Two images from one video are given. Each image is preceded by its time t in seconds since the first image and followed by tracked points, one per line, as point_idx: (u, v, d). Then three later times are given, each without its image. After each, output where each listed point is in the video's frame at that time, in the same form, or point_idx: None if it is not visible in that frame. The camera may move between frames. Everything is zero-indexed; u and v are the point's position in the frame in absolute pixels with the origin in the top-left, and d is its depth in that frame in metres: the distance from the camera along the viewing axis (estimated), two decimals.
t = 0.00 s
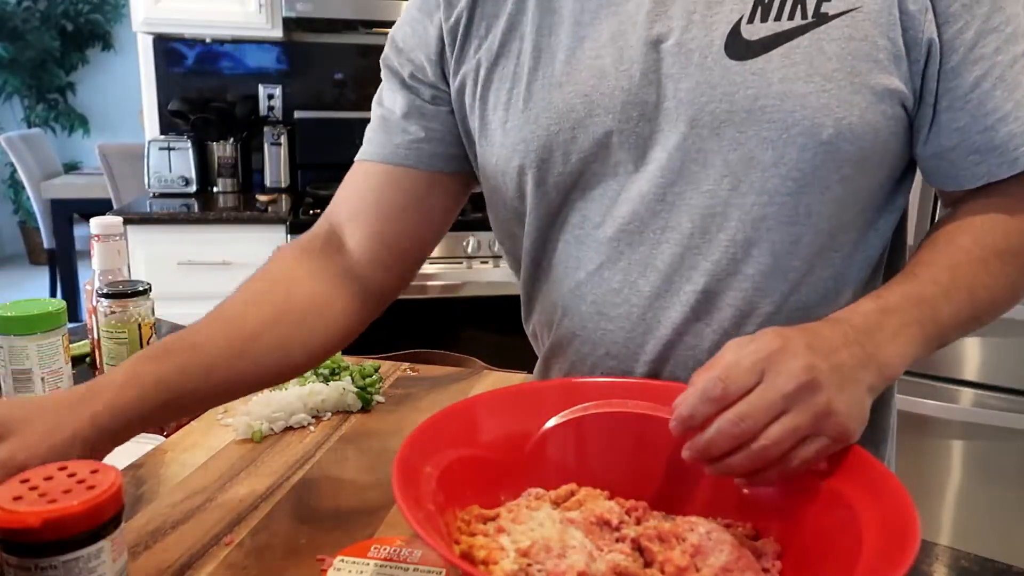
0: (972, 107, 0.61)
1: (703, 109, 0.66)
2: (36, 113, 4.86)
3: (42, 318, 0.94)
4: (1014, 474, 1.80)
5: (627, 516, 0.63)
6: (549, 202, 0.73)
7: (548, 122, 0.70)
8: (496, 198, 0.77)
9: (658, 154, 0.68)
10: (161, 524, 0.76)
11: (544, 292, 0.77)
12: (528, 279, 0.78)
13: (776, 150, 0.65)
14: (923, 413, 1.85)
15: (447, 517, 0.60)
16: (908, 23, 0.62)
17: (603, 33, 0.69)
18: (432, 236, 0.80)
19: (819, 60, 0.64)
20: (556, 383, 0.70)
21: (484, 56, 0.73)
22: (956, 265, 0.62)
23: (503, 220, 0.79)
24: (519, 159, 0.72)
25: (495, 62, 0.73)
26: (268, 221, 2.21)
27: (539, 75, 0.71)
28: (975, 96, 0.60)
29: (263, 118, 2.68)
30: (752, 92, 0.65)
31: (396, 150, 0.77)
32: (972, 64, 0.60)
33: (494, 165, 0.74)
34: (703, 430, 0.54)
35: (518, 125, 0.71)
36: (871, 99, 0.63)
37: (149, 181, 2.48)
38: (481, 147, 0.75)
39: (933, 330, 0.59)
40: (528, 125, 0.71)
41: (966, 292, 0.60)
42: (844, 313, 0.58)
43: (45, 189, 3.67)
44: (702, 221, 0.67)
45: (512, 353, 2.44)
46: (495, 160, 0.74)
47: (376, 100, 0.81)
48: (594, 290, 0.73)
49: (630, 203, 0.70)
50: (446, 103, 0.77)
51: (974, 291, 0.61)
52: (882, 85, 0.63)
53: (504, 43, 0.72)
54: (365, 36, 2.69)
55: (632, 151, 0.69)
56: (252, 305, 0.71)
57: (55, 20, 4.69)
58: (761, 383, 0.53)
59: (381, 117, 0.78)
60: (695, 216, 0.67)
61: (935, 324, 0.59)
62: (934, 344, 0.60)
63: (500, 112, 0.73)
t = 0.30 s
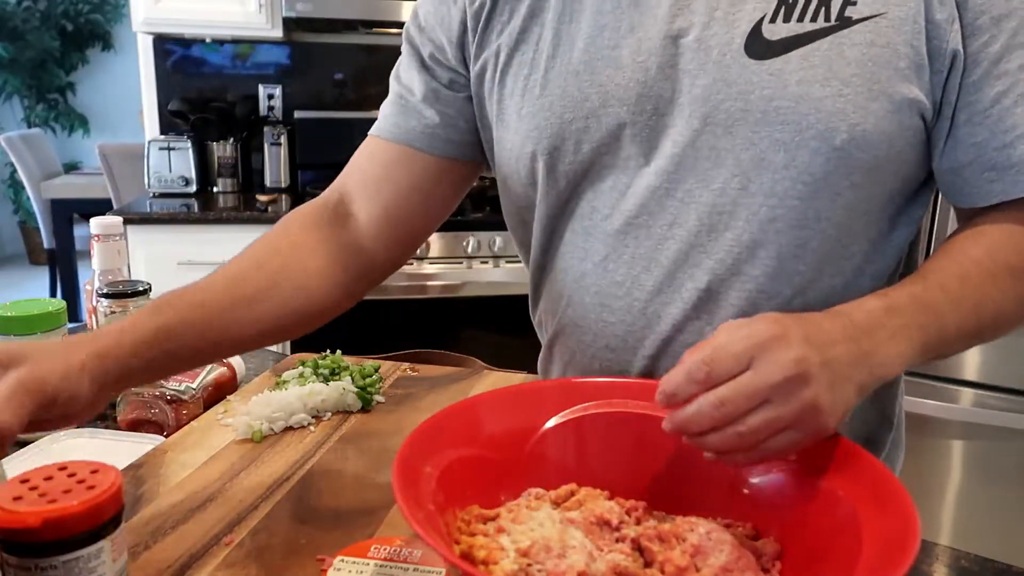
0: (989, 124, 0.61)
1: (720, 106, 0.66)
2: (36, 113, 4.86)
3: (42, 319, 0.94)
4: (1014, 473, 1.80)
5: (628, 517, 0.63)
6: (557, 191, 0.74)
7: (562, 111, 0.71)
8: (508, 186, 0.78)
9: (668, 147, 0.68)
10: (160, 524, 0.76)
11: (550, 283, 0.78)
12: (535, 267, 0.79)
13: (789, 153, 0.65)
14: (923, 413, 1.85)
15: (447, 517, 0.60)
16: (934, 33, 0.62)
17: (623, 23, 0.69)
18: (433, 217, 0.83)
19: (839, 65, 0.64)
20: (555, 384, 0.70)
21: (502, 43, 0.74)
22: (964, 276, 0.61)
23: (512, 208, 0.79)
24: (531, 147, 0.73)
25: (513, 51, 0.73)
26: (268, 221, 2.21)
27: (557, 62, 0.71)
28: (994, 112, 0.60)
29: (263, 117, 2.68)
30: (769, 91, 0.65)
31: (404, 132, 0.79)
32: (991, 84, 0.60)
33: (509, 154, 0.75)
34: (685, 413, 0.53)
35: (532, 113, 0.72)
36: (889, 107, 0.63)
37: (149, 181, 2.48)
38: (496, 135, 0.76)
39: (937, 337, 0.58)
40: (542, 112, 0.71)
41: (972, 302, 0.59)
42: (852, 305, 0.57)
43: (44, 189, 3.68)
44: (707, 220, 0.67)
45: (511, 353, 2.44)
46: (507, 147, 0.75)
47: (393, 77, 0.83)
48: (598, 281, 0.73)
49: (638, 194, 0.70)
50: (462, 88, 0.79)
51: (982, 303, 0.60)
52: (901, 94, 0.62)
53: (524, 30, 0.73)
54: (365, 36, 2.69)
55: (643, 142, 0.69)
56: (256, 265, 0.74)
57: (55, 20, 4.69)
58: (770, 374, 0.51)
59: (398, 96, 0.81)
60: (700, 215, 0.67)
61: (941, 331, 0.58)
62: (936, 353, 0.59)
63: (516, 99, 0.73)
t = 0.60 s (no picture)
0: (877, 123, 0.53)
1: (704, 94, 0.66)
2: (36, 113, 4.85)
3: (45, 320, 0.94)
4: (1015, 473, 1.80)
5: (628, 517, 0.63)
6: (546, 173, 0.76)
7: (550, 89, 0.74)
8: (494, 174, 0.79)
9: (641, 131, 0.69)
10: (159, 525, 0.76)
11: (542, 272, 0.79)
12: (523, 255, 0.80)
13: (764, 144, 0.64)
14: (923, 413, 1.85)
15: (447, 517, 0.60)
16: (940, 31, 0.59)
17: (618, 6, 0.71)
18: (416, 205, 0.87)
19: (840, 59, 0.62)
20: (555, 385, 0.70)
21: (476, 28, 0.79)
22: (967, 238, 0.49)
23: (495, 197, 0.80)
24: (523, 124, 0.76)
25: (503, 35, 0.77)
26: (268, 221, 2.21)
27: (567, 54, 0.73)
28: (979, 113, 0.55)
29: (263, 117, 2.68)
30: (745, 77, 0.64)
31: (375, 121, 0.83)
32: (878, 66, 0.53)
33: (499, 134, 0.77)
34: (593, 347, 0.47)
35: (523, 91, 0.76)
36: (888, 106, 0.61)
37: (150, 181, 2.48)
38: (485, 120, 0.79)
39: (910, 308, 0.48)
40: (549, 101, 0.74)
41: (962, 266, 0.49)
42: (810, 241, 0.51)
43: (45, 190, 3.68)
44: (694, 211, 0.68)
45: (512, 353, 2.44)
46: (496, 129, 0.78)
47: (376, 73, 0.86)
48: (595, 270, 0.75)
49: (622, 179, 0.71)
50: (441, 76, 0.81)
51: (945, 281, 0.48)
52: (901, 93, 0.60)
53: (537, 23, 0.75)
54: (365, 36, 2.69)
55: (626, 125, 0.70)
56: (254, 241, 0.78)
57: (55, 20, 4.69)
58: (688, 300, 0.46)
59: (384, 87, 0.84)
60: (689, 205, 0.68)
61: (915, 302, 0.48)
62: (909, 327, 0.48)
63: (508, 81, 0.77)
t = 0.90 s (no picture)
0: (933, 136, 0.51)
1: (734, 107, 0.63)
2: (36, 113, 4.85)
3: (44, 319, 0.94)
4: (1015, 473, 1.80)
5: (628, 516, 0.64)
6: (546, 181, 0.73)
7: (553, 93, 0.71)
8: (490, 180, 0.76)
9: (664, 143, 0.66)
10: (159, 525, 0.75)
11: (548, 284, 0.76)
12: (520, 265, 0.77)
13: (801, 159, 0.62)
14: (923, 413, 1.85)
15: (447, 518, 0.60)
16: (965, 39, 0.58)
17: (634, 9, 0.68)
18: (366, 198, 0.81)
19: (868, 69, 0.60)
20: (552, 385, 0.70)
21: (461, 22, 0.75)
22: None
23: (486, 203, 0.77)
24: (519, 127, 0.73)
25: (494, 31, 0.74)
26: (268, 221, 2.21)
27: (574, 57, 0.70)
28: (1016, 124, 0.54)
29: (263, 117, 2.68)
30: (780, 90, 0.61)
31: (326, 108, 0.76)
32: (930, 78, 0.51)
33: (494, 139, 0.74)
34: (750, 363, 0.39)
35: (520, 93, 0.73)
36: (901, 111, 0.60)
37: (149, 181, 2.48)
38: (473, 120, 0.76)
39: (999, 309, 0.45)
40: (554, 106, 0.71)
41: None
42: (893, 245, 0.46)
43: (44, 189, 3.68)
44: (723, 227, 0.66)
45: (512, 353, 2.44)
46: (488, 130, 0.75)
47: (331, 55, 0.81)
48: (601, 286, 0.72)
49: (641, 191, 0.68)
50: (422, 70, 0.78)
51: None
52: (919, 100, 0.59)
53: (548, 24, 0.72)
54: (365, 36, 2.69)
55: (646, 136, 0.67)
56: (183, 220, 0.71)
57: (55, 20, 4.69)
58: (833, 311, 0.39)
59: (349, 68, 0.78)
60: (715, 221, 0.66)
61: (1005, 300, 0.45)
62: (993, 327, 0.45)
63: (504, 81, 0.74)
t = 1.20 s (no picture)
0: (949, 153, 0.50)
1: (746, 120, 0.63)
2: (36, 113, 4.85)
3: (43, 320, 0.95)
4: (1015, 472, 1.80)
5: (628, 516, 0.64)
6: (553, 188, 0.72)
7: (559, 98, 0.71)
8: (493, 186, 0.75)
9: (673, 153, 0.66)
10: (159, 525, 0.76)
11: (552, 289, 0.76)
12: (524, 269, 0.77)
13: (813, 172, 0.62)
14: (923, 413, 1.85)
15: (447, 518, 0.60)
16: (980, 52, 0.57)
17: (643, 13, 0.68)
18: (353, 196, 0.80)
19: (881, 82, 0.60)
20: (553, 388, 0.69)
21: (466, 23, 0.74)
22: None
23: (489, 209, 0.77)
24: (524, 133, 0.73)
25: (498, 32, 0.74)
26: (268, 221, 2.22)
27: (583, 61, 0.70)
28: None
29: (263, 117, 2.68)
30: (793, 104, 0.61)
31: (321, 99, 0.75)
32: (948, 92, 0.51)
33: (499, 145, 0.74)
34: (776, 393, 0.38)
35: (527, 97, 0.72)
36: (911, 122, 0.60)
37: (149, 181, 2.48)
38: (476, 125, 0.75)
39: (1017, 326, 0.44)
40: (562, 112, 0.70)
41: None
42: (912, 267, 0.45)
43: (44, 189, 3.69)
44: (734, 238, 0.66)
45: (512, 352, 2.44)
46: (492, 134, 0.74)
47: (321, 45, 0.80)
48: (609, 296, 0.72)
49: (650, 201, 0.68)
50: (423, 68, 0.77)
51: None
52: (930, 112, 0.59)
53: (557, 28, 0.72)
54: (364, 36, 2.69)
55: (656, 145, 0.67)
56: (158, 231, 0.69)
57: (55, 20, 4.69)
58: (858, 337, 0.39)
59: (344, 63, 0.76)
60: (726, 232, 0.66)
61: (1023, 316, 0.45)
62: (1012, 343, 0.45)
63: (508, 85, 0.73)
